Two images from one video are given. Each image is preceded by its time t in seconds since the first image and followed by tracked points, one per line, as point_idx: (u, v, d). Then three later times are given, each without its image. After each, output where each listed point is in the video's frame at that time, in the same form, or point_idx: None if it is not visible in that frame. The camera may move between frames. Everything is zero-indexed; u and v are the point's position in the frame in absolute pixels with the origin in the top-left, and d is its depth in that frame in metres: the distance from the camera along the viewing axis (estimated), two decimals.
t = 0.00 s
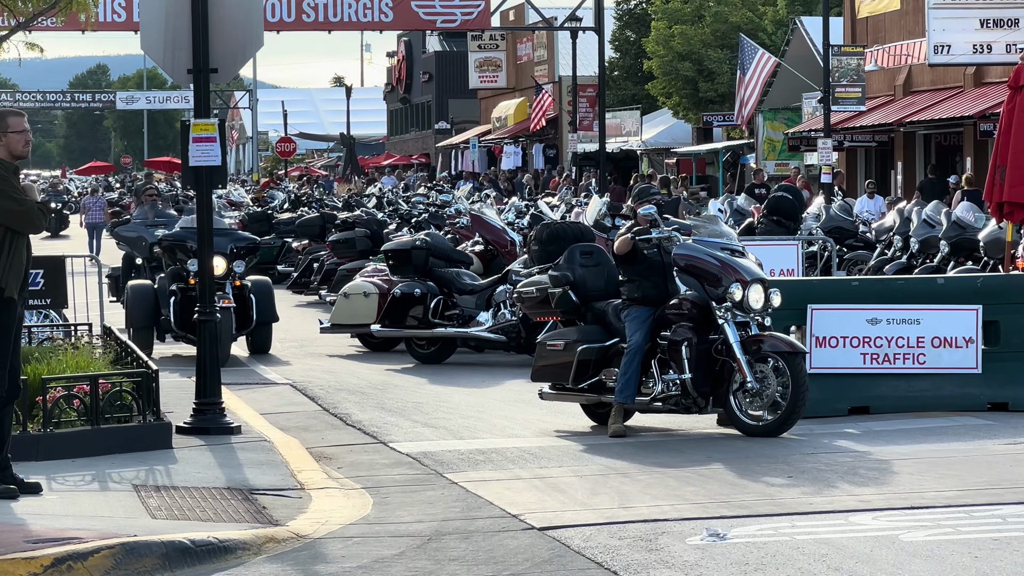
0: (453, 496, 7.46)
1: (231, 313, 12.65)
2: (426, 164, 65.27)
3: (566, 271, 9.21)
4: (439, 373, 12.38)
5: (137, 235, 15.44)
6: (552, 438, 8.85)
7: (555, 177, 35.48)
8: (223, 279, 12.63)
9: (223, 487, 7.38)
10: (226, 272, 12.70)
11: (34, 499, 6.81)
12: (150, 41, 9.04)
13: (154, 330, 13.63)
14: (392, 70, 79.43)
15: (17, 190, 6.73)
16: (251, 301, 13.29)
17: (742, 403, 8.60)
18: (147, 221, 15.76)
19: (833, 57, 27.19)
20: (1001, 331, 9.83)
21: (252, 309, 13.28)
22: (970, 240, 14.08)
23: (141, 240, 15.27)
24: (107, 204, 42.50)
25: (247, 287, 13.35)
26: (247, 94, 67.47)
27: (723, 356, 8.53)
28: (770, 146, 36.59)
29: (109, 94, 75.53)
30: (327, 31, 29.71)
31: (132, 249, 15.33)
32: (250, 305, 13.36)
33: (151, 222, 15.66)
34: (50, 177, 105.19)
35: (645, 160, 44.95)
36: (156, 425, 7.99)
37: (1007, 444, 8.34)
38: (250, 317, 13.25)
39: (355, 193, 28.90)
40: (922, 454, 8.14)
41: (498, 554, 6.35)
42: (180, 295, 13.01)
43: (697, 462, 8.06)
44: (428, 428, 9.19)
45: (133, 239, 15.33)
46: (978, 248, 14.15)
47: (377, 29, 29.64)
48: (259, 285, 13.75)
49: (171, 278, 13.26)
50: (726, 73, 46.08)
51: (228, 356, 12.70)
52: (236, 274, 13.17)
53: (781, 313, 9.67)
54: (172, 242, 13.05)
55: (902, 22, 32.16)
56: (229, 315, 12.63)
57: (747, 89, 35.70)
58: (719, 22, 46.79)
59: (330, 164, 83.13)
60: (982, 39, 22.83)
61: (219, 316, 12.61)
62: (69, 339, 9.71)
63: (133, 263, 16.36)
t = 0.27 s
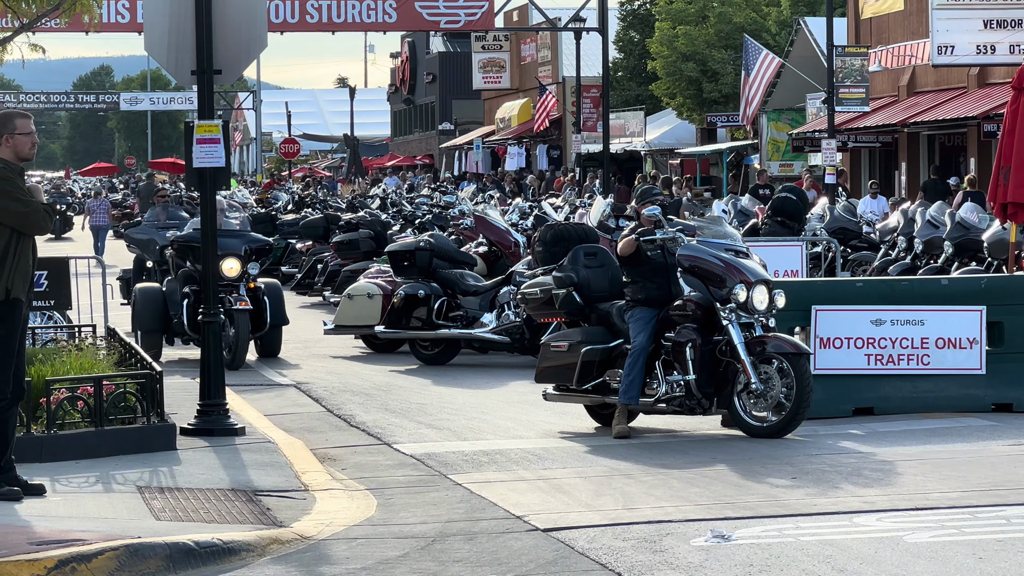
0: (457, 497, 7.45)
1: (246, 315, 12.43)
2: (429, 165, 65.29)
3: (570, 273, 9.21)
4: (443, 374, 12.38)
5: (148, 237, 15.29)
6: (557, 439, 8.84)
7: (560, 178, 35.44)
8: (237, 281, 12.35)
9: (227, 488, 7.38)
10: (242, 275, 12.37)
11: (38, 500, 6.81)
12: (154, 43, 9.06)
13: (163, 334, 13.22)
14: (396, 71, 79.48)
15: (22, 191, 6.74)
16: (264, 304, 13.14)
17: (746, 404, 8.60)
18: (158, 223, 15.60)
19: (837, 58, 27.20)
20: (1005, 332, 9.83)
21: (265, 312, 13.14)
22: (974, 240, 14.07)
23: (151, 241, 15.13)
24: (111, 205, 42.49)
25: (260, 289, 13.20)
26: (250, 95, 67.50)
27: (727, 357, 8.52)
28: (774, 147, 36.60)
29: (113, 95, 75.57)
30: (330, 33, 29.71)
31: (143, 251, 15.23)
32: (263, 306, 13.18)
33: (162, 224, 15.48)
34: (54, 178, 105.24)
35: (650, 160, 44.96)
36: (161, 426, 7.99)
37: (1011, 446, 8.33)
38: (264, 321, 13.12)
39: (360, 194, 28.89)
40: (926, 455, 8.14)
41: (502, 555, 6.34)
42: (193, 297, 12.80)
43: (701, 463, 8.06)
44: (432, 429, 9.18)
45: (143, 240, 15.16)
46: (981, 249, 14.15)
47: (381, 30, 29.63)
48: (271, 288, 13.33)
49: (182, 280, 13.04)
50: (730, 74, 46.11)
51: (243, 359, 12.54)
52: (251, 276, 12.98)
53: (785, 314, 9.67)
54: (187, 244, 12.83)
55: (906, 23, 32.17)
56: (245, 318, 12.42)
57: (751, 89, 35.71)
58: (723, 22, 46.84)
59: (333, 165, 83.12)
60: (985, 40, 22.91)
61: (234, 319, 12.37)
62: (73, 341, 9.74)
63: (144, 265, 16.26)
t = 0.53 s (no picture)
0: (456, 499, 7.45)
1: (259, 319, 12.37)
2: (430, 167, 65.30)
3: (569, 277, 9.23)
4: (443, 377, 12.36)
5: (156, 239, 15.05)
6: (557, 441, 8.84)
7: (561, 180, 35.39)
8: (249, 284, 12.37)
9: (228, 491, 7.38)
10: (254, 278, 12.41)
11: (38, 503, 6.81)
12: (154, 45, 9.05)
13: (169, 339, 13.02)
14: (396, 73, 79.52)
15: (22, 193, 6.73)
16: (276, 308, 12.95)
17: (745, 407, 8.61)
18: (165, 225, 15.34)
19: (837, 60, 27.20)
20: (1004, 334, 9.83)
21: (278, 316, 12.94)
22: (974, 242, 14.08)
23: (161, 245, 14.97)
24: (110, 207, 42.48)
25: (271, 293, 12.99)
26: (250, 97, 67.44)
27: (726, 360, 8.52)
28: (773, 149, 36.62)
29: (112, 97, 75.51)
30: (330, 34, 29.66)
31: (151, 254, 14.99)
32: (276, 311, 12.99)
33: (170, 226, 15.29)
34: (53, 181, 105.15)
35: (650, 162, 44.95)
36: (161, 430, 8.00)
37: (1011, 448, 8.33)
38: (276, 324, 12.92)
39: (361, 195, 28.85)
40: (926, 457, 8.14)
41: (501, 558, 6.34)
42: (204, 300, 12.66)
43: (701, 466, 8.05)
44: (432, 432, 9.18)
45: (152, 243, 15.01)
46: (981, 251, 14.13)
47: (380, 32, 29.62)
48: (279, 291, 13.25)
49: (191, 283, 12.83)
50: (730, 76, 46.19)
51: (255, 363, 12.42)
52: (263, 280, 12.78)
53: (784, 316, 9.67)
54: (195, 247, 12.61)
55: (906, 24, 32.15)
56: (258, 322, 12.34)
57: (752, 92, 35.63)
58: (723, 24, 46.86)
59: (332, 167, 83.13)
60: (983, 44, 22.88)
61: (248, 322, 12.28)
62: (73, 342, 9.77)
63: (152, 268, 16.02)
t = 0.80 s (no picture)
0: (453, 504, 7.45)
1: (270, 324, 12.31)
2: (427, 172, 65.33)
3: (567, 281, 9.23)
4: (440, 381, 12.36)
5: (159, 245, 15.13)
6: (554, 446, 8.84)
7: (558, 183, 35.38)
8: (259, 289, 12.32)
9: (225, 495, 7.38)
10: (264, 282, 12.35)
11: (35, 508, 6.80)
12: (152, 49, 9.03)
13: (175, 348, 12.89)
14: (393, 78, 79.64)
15: (19, 198, 6.72)
16: (287, 312, 12.78)
17: (744, 411, 8.60)
18: (170, 232, 15.41)
19: (834, 65, 27.28)
20: (1002, 338, 9.83)
21: (288, 320, 12.78)
22: (971, 247, 14.14)
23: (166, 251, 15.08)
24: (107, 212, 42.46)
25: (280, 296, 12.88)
26: (247, 102, 67.42)
27: (725, 364, 8.52)
28: (769, 153, 36.69)
29: (110, 100, 75.46)
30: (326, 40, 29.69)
31: (155, 260, 15.13)
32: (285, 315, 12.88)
33: (174, 232, 15.38)
34: (50, 185, 105.07)
35: (647, 167, 45.02)
36: (158, 435, 7.99)
37: (1008, 453, 8.33)
38: (286, 328, 12.77)
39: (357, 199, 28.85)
40: (923, 462, 8.14)
41: (499, 562, 6.34)
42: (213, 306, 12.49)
43: (698, 471, 8.05)
44: (429, 437, 9.17)
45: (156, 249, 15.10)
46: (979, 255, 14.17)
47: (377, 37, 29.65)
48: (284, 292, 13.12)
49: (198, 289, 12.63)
50: (728, 80, 46.36)
51: (266, 369, 12.30)
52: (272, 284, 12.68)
53: (783, 321, 9.66)
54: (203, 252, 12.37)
55: (903, 29, 32.24)
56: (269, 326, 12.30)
57: (749, 97, 35.65)
58: (720, 29, 47.00)
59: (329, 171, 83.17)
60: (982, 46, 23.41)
61: (259, 328, 12.24)
62: (70, 347, 9.79)
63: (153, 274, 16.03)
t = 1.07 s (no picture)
0: (447, 509, 7.44)
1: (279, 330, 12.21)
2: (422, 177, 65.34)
3: (563, 285, 9.22)
4: (436, 386, 12.35)
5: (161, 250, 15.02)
6: (549, 451, 8.83)
7: (553, 188, 35.38)
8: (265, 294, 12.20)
9: (219, 500, 7.37)
10: (270, 287, 12.23)
11: (29, 513, 6.79)
12: (146, 54, 9.05)
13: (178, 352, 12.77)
14: (387, 82, 79.74)
15: (14, 202, 6.72)
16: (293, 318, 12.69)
17: (739, 416, 8.60)
18: (171, 236, 15.36)
19: (829, 69, 27.32)
20: (996, 343, 9.84)
21: (295, 325, 12.67)
22: (966, 251, 14.10)
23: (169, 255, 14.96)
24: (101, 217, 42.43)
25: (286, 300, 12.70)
26: (241, 107, 67.40)
27: (720, 369, 8.52)
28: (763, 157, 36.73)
29: (104, 104, 75.41)
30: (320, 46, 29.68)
31: (156, 264, 14.97)
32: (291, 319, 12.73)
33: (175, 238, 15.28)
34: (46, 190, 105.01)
35: (642, 171, 45.05)
36: (152, 439, 7.98)
37: (1003, 457, 8.33)
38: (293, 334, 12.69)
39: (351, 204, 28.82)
40: (918, 466, 8.13)
41: (493, 567, 6.33)
42: (219, 311, 12.34)
43: (693, 475, 8.04)
44: (424, 442, 9.16)
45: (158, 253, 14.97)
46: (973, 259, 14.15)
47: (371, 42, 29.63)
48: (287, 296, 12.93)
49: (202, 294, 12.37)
50: (723, 85, 46.13)
51: (275, 375, 12.23)
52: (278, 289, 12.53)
53: (777, 325, 9.67)
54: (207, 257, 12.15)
55: (896, 33, 32.31)
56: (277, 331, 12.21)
57: (743, 101, 35.61)
58: (715, 33, 47.08)
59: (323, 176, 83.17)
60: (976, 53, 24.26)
61: (267, 334, 12.15)
62: (64, 352, 9.79)
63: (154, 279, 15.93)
